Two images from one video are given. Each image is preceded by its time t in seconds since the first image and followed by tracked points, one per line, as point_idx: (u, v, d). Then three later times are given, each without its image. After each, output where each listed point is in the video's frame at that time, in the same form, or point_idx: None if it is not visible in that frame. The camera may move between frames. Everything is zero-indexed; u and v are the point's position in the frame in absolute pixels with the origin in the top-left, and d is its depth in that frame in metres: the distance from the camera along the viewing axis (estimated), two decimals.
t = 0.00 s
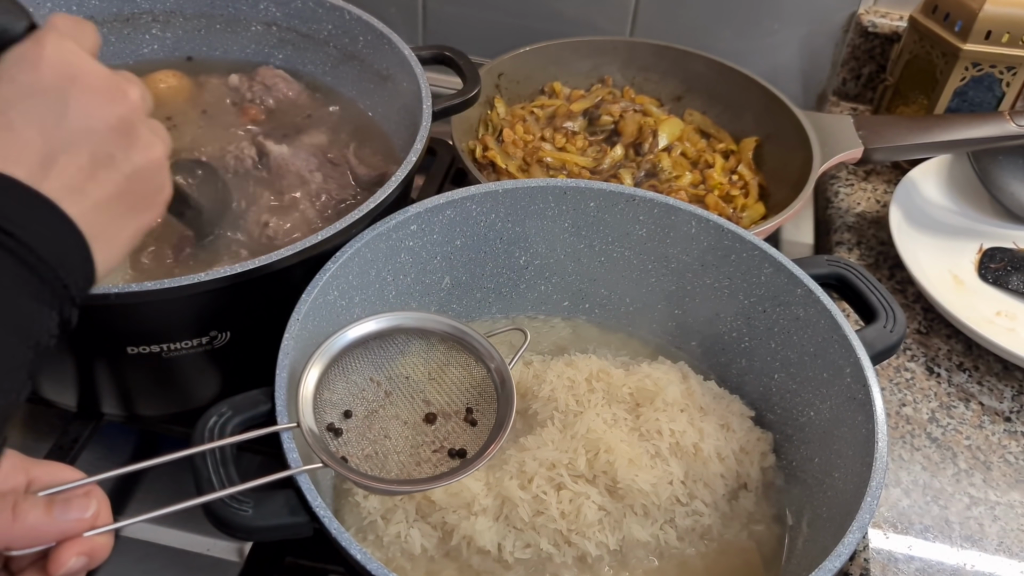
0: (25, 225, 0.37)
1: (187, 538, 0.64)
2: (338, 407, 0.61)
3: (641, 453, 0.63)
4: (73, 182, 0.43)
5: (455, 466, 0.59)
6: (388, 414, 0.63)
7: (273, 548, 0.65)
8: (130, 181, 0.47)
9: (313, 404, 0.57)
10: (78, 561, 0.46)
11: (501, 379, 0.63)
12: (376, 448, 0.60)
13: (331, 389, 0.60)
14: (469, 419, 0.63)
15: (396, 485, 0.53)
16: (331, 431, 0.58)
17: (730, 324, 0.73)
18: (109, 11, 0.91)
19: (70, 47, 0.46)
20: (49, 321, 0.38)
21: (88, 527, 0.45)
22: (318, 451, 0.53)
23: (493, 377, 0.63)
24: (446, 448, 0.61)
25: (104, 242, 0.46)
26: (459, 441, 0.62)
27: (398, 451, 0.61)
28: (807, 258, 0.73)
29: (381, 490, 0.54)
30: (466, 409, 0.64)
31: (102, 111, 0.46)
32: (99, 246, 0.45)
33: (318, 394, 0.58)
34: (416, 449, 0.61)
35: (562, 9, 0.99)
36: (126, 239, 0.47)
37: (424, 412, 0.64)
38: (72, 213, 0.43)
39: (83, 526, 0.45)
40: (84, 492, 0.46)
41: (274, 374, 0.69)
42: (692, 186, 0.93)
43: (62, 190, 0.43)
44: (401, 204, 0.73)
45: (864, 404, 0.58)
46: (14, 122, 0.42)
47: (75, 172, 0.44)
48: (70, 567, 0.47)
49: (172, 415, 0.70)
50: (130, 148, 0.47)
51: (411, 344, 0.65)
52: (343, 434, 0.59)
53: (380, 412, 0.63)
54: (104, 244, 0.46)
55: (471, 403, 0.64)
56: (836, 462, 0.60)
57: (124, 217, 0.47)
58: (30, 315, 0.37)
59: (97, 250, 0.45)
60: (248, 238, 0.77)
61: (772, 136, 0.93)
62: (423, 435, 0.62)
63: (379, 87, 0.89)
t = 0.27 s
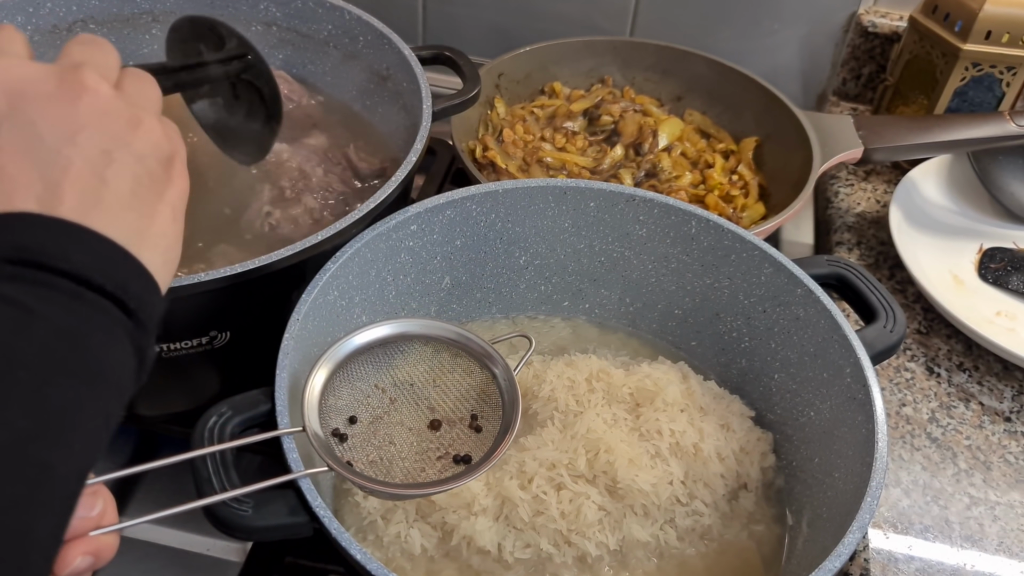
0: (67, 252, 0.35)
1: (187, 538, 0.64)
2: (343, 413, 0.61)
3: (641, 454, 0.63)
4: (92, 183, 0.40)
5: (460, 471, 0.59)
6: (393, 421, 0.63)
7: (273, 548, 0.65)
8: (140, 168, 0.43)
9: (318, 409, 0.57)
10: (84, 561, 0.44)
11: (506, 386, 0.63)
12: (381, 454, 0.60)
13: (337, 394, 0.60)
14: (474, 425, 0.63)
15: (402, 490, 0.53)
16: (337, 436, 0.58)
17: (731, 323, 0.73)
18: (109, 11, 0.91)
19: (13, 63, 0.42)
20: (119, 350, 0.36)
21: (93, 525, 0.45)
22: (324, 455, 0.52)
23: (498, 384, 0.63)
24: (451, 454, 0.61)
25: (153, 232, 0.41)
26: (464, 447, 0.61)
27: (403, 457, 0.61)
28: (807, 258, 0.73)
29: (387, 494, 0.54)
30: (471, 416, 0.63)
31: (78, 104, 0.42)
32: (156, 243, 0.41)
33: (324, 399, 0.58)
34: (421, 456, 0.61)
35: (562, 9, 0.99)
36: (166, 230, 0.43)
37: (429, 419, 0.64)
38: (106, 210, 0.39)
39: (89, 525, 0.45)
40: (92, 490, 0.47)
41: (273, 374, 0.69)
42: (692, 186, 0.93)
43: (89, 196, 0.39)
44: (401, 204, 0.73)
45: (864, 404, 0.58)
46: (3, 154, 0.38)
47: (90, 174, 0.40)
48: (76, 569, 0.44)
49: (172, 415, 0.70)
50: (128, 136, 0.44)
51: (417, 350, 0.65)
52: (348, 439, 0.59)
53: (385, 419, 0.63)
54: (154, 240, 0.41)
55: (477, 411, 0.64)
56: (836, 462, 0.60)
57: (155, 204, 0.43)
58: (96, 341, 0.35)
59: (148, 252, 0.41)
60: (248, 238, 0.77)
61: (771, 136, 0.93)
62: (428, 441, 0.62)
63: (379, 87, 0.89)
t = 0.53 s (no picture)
0: (79, 247, 0.36)
1: (187, 538, 0.64)
2: (345, 415, 0.61)
3: (641, 454, 0.63)
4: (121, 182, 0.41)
5: (462, 472, 0.59)
6: (394, 423, 0.63)
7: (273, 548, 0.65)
8: (166, 180, 0.45)
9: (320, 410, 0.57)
10: (88, 559, 0.44)
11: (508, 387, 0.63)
12: (383, 456, 0.60)
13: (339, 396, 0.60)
14: (476, 427, 0.63)
15: (403, 491, 0.53)
16: (338, 438, 0.58)
17: (730, 323, 0.73)
18: (109, 10, 0.91)
19: (73, 61, 0.45)
20: (114, 342, 0.36)
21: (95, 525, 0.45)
22: (326, 457, 0.53)
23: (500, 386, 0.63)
24: (453, 456, 0.61)
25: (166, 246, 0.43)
26: (466, 450, 0.61)
27: (405, 459, 0.61)
28: (807, 258, 0.73)
29: (389, 495, 0.54)
30: (473, 418, 0.63)
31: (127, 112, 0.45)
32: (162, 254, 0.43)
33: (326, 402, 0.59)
34: (423, 458, 0.61)
35: (562, 9, 0.99)
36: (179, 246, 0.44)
37: (430, 421, 0.63)
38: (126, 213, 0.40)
39: (92, 524, 0.45)
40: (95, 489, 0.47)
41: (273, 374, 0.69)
42: (691, 186, 0.93)
43: (115, 197, 0.40)
44: (401, 204, 0.73)
45: (864, 404, 0.58)
46: (44, 139, 0.40)
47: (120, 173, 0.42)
48: (79, 568, 0.44)
49: (172, 415, 0.70)
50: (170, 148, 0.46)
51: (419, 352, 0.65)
52: (350, 441, 0.59)
53: (386, 421, 0.63)
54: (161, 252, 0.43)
55: (478, 413, 0.64)
56: (836, 462, 0.60)
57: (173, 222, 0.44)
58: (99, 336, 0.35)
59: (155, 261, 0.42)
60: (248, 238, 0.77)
61: (772, 136, 0.93)
62: (430, 443, 0.62)
63: (380, 87, 0.89)
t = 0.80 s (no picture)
0: (73, 279, 0.36)
1: (188, 538, 0.64)
2: (347, 416, 0.61)
3: (640, 453, 0.63)
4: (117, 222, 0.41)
5: (465, 473, 0.59)
6: (396, 423, 0.63)
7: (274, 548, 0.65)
8: (165, 212, 0.46)
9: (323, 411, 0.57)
10: (90, 559, 0.44)
11: (511, 388, 0.63)
12: (385, 456, 0.60)
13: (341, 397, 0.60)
14: (478, 428, 0.63)
15: (407, 492, 0.53)
16: (341, 439, 0.59)
17: (730, 323, 0.73)
18: (109, 11, 0.90)
19: (82, 93, 0.45)
20: (109, 371, 0.37)
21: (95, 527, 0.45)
22: (329, 458, 0.53)
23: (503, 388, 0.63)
24: (455, 457, 0.61)
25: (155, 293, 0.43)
26: (469, 451, 0.61)
27: (407, 460, 0.61)
28: (807, 258, 0.73)
29: (392, 496, 0.54)
30: (475, 419, 0.63)
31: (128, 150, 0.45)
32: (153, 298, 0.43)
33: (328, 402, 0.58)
34: (425, 459, 0.61)
35: (562, 9, 0.99)
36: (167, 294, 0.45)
37: (433, 421, 0.63)
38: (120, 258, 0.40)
39: (94, 524, 0.45)
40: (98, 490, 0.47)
41: (273, 374, 0.69)
42: (691, 186, 0.93)
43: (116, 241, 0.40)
44: (400, 204, 0.73)
45: (864, 404, 0.58)
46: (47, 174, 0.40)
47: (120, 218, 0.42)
48: (82, 567, 0.45)
49: (173, 415, 0.70)
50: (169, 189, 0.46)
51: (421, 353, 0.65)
52: (352, 442, 0.59)
53: (388, 421, 0.63)
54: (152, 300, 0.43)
55: (481, 414, 0.64)
56: (836, 463, 0.60)
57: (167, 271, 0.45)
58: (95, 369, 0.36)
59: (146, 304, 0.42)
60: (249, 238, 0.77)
61: (771, 136, 0.93)
62: (432, 444, 0.62)
63: (380, 87, 0.89)
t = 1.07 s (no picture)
0: (149, 201, 0.34)
1: (188, 538, 0.64)
2: (348, 416, 0.61)
3: (640, 453, 0.63)
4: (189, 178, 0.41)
5: (465, 473, 0.59)
6: (397, 424, 0.63)
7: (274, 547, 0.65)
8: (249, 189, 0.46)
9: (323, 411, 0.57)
10: (89, 560, 0.44)
11: (511, 389, 0.63)
12: (385, 456, 0.60)
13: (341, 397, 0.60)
14: (478, 428, 0.63)
15: (408, 492, 0.53)
16: (341, 439, 0.59)
17: (730, 323, 0.73)
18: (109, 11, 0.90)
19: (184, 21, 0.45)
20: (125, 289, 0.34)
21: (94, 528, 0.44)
22: (328, 457, 0.53)
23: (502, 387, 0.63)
24: (455, 456, 0.61)
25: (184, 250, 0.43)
26: (469, 450, 0.61)
27: (407, 460, 0.61)
28: (806, 258, 0.73)
29: (392, 495, 0.54)
30: (475, 418, 0.63)
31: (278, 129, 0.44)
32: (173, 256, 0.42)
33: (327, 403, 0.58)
34: (425, 458, 0.61)
35: (562, 9, 0.99)
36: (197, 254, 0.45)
37: (433, 421, 0.63)
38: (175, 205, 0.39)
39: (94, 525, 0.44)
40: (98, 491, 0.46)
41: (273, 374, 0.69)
42: (691, 186, 0.93)
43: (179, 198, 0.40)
44: (400, 204, 0.73)
45: (864, 404, 0.58)
46: (168, 80, 0.38)
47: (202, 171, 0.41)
48: (81, 568, 0.44)
49: (173, 415, 0.70)
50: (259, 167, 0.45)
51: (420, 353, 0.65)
52: (352, 442, 0.59)
53: (389, 421, 0.63)
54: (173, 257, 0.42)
55: (481, 413, 0.64)
56: (836, 462, 0.60)
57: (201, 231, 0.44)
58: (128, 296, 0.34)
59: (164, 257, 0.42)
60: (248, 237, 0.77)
61: (772, 136, 0.93)
62: (432, 444, 0.62)
63: (380, 87, 0.89)
